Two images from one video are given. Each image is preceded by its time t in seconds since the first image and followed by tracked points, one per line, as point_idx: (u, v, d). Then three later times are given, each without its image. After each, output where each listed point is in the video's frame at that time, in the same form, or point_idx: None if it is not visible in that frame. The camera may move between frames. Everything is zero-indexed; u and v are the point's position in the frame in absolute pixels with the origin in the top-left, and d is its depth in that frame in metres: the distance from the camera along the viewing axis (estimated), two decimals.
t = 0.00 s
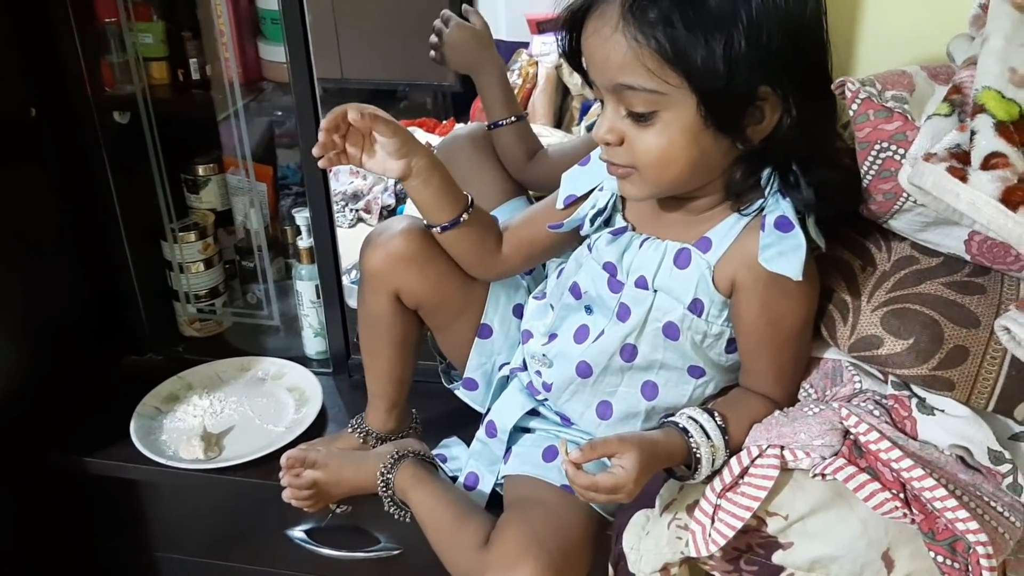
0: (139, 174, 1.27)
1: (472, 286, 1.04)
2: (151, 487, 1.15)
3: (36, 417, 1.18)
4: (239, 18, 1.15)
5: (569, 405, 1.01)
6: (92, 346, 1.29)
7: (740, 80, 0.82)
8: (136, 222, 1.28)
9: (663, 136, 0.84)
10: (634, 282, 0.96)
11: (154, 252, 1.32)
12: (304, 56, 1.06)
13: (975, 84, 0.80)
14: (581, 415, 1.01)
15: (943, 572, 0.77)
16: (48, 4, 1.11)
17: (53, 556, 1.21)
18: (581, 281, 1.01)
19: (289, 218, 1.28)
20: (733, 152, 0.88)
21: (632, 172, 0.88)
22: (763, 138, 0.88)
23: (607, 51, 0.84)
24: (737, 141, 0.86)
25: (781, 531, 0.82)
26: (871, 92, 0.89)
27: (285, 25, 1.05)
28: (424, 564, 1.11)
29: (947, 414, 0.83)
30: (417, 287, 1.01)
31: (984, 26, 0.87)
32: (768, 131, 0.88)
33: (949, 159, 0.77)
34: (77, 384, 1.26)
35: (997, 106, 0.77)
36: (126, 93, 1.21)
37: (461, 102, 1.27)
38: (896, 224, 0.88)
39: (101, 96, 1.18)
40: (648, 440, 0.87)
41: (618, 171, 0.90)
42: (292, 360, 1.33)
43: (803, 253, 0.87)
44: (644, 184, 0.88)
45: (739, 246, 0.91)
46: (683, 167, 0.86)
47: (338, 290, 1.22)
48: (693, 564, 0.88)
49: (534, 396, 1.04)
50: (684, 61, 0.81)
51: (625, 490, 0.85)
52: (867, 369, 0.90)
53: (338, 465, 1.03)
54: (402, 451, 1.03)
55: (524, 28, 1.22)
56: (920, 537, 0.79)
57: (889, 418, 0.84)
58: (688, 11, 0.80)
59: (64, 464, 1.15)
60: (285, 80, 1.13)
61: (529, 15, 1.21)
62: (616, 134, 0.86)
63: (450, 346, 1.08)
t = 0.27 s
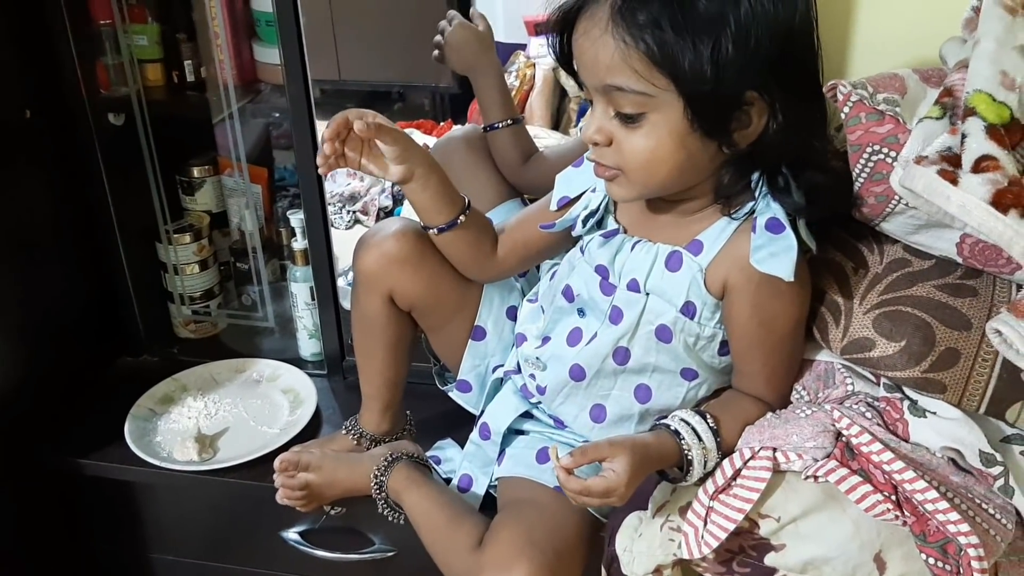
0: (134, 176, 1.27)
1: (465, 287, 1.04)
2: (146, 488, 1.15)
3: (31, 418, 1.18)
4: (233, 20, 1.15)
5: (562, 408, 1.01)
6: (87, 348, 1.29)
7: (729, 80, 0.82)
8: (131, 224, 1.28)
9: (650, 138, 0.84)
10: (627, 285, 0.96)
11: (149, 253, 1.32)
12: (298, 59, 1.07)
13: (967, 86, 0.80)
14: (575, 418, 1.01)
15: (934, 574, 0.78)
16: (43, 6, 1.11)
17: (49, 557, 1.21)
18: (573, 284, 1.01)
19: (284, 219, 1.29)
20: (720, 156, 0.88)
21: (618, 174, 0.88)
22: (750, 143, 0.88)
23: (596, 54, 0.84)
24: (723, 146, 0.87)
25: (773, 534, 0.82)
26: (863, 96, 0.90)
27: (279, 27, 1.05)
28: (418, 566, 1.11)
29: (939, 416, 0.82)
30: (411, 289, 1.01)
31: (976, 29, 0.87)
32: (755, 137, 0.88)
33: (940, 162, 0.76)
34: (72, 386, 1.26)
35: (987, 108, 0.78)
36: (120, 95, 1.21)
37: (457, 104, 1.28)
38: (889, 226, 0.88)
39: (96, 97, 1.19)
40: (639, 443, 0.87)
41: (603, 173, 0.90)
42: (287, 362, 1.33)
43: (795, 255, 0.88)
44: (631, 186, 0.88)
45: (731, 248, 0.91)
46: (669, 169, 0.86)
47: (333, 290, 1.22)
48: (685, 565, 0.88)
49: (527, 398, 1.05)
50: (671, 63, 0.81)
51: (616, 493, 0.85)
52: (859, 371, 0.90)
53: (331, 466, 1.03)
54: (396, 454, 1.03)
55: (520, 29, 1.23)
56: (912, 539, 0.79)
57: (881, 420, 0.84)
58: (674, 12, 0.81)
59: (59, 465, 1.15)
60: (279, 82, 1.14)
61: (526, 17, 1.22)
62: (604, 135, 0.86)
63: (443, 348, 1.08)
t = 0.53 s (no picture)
0: (132, 177, 1.27)
1: (463, 289, 1.05)
2: (144, 489, 1.16)
3: (28, 420, 1.18)
4: (232, 22, 1.16)
5: (558, 407, 1.02)
6: (86, 349, 1.29)
7: (722, 89, 0.83)
8: (129, 225, 1.28)
9: (645, 137, 0.85)
10: (623, 285, 0.96)
11: (147, 255, 1.32)
12: (296, 61, 1.07)
13: (960, 88, 0.81)
14: (571, 418, 1.01)
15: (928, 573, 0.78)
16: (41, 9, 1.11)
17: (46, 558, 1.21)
18: (569, 283, 1.01)
19: (283, 220, 1.29)
20: (713, 159, 0.89)
21: (612, 171, 0.89)
22: (744, 148, 0.89)
23: (596, 51, 0.84)
24: (719, 149, 0.87)
25: (769, 533, 0.83)
26: (857, 97, 0.90)
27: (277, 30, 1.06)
28: (415, 566, 1.12)
29: (933, 416, 0.83)
30: (408, 289, 1.01)
31: (970, 32, 0.88)
32: (750, 142, 0.89)
33: (934, 164, 0.77)
34: (70, 387, 1.26)
35: (980, 110, 0.78)
36: (119, 97, 1.22)
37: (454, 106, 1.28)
38: (883, 227, 0.89)
39: (95, 99, 1.19)
40: (634, 443, 0.88)
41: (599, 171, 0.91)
42: (285, 363, 1.33)
43: (792, 255, 0.88)
44: (624, 184, 0.88)
45: (727, 249, 0.91)
46: (663, 171, 0.87)
47: (331, 292, 1.23)
48: (681, 564, 0.88)
49: (523, 399, 1.05)
50: (669, 65, 0.82)
51: (613, 493, 0.85)
52: (854, 371, 0.90)
53: (329, 466, 1.04)
54: (393, 454, 1.03)
55: (519, 32, 1.21)
56: (907, 538, 0.80)
57: (876, 419, 0.84)
58: (676, 14, 0.81)
59: (57, 466, 1.15)
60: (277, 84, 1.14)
61: (525, 20, 1.20)
62: (601, 133, 0.87)
63: (441, 349, 1.08)
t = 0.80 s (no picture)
0: (133, 176, 1.28)
1: (463, 286, 1.05)
2: (144, 486, 1.16)
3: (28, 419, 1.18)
4: (232, 22, 1.16)
5: (558, 404, 1.02)
6: (87, 348, 1.29)
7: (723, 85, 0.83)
8: (130, 224, 1.29)
9: (648, 125, 0.85)
10: (621, 280, 0.97)
11: (148, 253, 1.33)
12: (296, 61, 1.07)
13: (956, 87, 0.81)
14: (570, 414, 1.01)
15: (926, 568, 0.79)
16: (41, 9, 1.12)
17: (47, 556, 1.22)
18: (568, 279, 1.02)
19: (283, 220, 1.30)
20: (712, 155, 0.89)
21: (611, 156, 0.90)
22: (744, 150, 0.90)
23: (609, 32, 0.85)
24: (718, 146, 0.88)
25: (767, 528, 0.83)
26: (853, 96, 0.89)
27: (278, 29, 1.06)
28: (415, 563, 1.12)
29: (930, 412, 0.83)
30: (409, 287, 1.01)
31: (966, 31, 0.88)
32: (753, 142, 0.89)
33: (930, 160, 0.77)
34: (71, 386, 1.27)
35: (976, 108, 0.79)
36: (120, 96, 1.22)
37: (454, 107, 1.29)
38: (880, 224, 0.89)
39: (96, 99, 1.19)
40: (642, 449, 0.88)
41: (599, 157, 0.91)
42: (285, 361, 1.34)
43: (792, 252, 0.89)
44: (621, 171, 0.89)
45: (727, 246, 0.92)
46: (662, 163, 0.87)
47: (332, 293, 1.23)
48: (680, 560, 0.88)
49: (523, 395, 1.05)
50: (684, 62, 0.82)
51: (636, 505, 0.85)
52: (852, 367, 0.90)
53: (329, 464, 1.04)
54: (391, 452, 1.03)
55: (520, 32, 1.25)
56: (904, 533, 0.80)
57: (874, 416, 0.85)
58: (693, 11, 0.81)
59: (58, 463, 1.15)
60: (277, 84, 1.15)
61: (524, 20, 1.24)
62: (603, 116, 0.87)
63: (441, 347, 1.09)
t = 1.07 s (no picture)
0: (138, 178, 1.29)
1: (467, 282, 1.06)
2: (151, 486, 1.17)
3: (33, 418, 1.19)
4: (237, 24, 1.17)
5: (562, 403, 1.03)
6: (92, 349, 1.30)
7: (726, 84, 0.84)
8: (136, 226, 1.29)
9: (654, 127, 0.86)
10: (625, 280, 0.98)
11: (153, 255, 1.33)
12: (302, 63, 1.08)
13: (956, 88, 0.82)
14: (574, 413, 1.02)
15: (928, 565, 0.79)
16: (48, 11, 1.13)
17: (52, 555, 1.22)
18: (572, 280, 1.03)
19: (288, 221, 1.31)
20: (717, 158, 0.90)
21: (616, 156, 0.90)
22: (749, 154, 0.91)
23: (618, 33, 0.86)
24: (723, 149, 0.89)
25: (770, 526, 0.83)
26: (855, 97, 0.90)
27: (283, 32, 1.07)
28: (420, 562, 1.13)
29: (932, 411, 0.83)
30: (412, 286, 1.02)
31: (966, 32, 0.89)
32: (756, 148, 0.91)
33: (931, 161, 0.78)
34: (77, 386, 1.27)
35: (976, 109, 0.79)
36: (126, 98, 1.23)
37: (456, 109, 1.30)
38: (882, 225, 0.90)
39: (102, 101, 1.20)
40: (643, 455, 0.88)
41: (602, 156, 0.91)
42: (289, 362, 1.35)
43: (794, 252, 0.89)
44: (625, 171, 0.90)
45: (731, 245, 0.93)
46: (668, 164, 0.88)
47: (336, 291, 1.24)
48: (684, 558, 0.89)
49: (527, 395, 1.06)
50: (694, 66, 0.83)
51: (640, 512, 0.86)
52: (853, 366, 0.91)
53: (333, 464, 1.05)
54: (395, 454, 1.05)
55: (520, 35, 1.27)
56: (905, 531, 0.80)
57: (876, 414, 0.85)
58: (702, 13, 0.83)
59: (64, 463, 1.16)
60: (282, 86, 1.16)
61: (525, 23, 1.26)
62: (609, 117, 0.88)
63: (446, 346, 1.09)
